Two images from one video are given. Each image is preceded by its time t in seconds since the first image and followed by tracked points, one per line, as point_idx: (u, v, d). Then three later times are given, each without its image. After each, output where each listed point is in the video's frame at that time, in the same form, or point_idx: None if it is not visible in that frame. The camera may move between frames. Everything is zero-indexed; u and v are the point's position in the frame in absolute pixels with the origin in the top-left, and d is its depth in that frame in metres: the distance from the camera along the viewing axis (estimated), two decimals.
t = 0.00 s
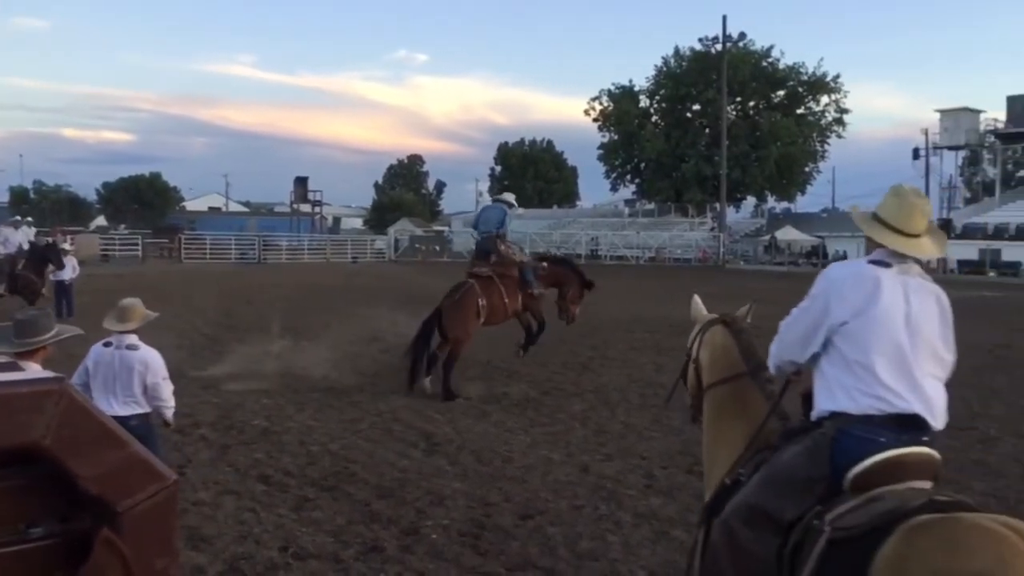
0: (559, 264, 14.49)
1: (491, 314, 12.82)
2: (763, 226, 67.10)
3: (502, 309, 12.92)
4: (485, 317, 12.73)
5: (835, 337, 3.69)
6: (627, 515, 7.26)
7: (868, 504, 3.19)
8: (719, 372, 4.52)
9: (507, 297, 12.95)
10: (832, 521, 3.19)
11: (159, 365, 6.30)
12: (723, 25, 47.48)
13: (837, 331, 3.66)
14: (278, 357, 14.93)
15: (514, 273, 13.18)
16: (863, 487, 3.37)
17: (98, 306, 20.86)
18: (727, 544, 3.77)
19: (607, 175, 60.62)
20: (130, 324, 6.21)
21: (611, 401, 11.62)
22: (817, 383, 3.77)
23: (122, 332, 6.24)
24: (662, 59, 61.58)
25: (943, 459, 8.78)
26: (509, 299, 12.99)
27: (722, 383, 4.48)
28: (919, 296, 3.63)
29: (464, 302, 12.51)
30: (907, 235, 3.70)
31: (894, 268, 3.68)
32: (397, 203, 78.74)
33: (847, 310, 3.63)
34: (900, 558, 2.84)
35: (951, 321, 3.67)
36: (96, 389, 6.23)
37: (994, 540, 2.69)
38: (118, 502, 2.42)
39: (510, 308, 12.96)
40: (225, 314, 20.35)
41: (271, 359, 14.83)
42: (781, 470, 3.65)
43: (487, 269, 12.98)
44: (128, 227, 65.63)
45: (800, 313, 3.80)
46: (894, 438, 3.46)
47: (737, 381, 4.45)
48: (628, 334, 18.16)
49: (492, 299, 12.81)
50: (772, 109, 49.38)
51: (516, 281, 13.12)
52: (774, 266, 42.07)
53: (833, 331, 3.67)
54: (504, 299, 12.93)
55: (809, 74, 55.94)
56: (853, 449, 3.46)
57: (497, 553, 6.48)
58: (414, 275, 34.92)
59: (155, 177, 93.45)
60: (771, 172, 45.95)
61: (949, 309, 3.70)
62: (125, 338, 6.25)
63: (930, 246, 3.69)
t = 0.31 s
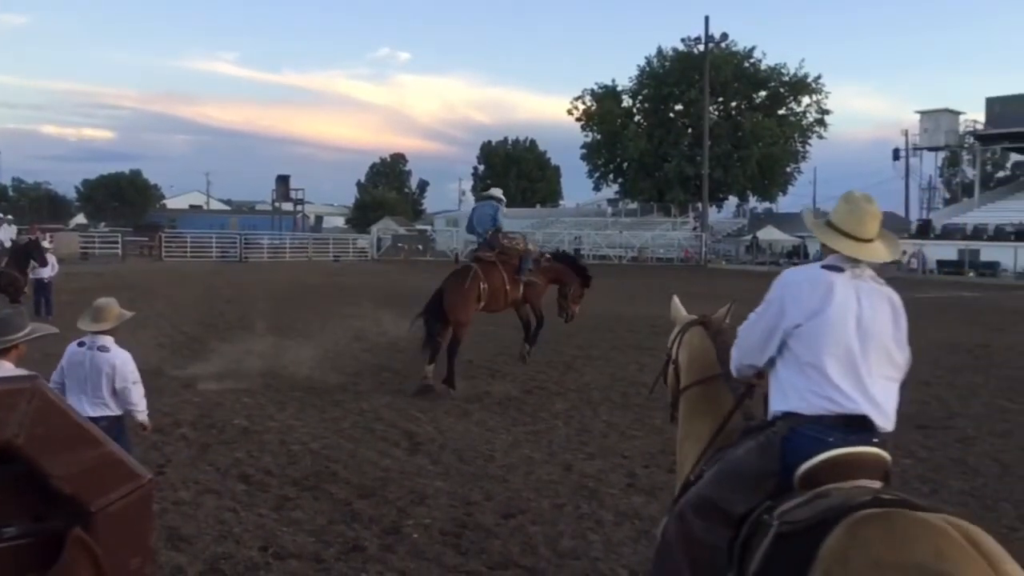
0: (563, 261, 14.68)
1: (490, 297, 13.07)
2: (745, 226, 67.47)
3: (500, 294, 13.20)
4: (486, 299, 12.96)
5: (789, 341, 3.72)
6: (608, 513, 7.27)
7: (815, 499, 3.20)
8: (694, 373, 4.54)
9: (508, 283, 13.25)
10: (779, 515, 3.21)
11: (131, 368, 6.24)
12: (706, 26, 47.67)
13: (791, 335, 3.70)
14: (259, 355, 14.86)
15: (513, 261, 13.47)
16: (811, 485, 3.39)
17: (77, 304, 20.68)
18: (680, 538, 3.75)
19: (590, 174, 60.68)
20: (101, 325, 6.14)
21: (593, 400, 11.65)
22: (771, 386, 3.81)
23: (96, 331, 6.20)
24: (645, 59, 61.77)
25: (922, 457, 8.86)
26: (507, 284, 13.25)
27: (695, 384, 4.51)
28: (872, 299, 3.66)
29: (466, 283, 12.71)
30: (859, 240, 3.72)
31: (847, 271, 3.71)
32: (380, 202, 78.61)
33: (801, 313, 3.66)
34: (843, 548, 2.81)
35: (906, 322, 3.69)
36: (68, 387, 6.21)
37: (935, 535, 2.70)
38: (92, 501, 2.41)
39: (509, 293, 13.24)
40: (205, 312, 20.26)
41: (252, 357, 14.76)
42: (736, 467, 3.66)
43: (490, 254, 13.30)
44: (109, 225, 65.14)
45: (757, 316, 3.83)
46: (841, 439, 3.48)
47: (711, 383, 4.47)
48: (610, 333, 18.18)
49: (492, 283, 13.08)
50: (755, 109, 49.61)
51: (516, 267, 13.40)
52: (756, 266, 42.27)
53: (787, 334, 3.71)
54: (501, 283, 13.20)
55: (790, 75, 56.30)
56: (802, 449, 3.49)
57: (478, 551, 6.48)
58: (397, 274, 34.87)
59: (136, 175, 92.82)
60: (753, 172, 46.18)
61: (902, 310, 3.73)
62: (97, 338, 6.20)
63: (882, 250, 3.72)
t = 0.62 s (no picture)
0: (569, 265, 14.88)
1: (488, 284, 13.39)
2: (727, 225, 67.74)
3: (498, 282, 13.53)
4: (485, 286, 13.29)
5: (744, 347, 3.77)
6: (591, 511, 7.28)
7: (766, 492, 3.23)
8: (667, 372, 4.57)
9: (510, 273, 13.64)
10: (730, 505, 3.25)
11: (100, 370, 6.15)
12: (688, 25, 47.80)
13: (745, 342, 3.75)
14: (241, 354, 14.77)
15: (516, 253, 13.77)
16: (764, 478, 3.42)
17: (55, 303, 20.46)
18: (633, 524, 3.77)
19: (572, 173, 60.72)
20: (69, 326, 6.05)
21: (575, 398, 11.66)
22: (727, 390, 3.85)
23: (67, 333, 6.14)
24: (628, 58, 61.89)
25: (902, 453, 8.93)
26: (507, 273, 13.56)
27: (667, 383, 4.55)
28: (824, 304, 3.70)
29: (467, 268, 13.07)
30: (811, 249, 3.78)
31: (801, 277, 3.76)
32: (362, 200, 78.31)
33: (754, 320, 3.71)
34: (790, 539, 2.83)
35: (857, 327, 3.74)
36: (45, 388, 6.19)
37: (872, 520, 2.78)
38: (66, 501, 2.39)
39: (507, 282, 13.56)
40: (186, 311, 20.10)
41: (232, 356, 14.66)
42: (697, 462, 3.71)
43: (494, 244, 13.70)
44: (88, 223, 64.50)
45: (714, 322, 3.88)
46: (788, 435, 3.52)
47: (683, 383, 4.52)
48: (593, 331, 18.18)
49: (492, 270, 13.41)
50: (736, 108, 49.82)
51: (518, 260, 13.71)
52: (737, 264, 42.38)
53: (741, 341, 3.76)
54: (501, 273, 13.51)
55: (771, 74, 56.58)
56: (755, 444, 3.52)
57: (461, 550, 6.48)
58: (379, 272, 34.72)
59: (115, 172, 91.97)
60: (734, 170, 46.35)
61: (855, 313, 3.78)
62: (69, 340, 6.14)
63: (834, 258, 3.77)
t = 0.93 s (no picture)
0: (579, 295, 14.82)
1: (492, 281, 13.59)
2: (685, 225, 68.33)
3: (503, 283, 13.67)
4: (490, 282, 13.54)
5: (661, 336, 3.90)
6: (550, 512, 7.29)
7: (666, 464, 3.45)
8: (610, 356, 4.62)
9: (517, 282, 13.80)
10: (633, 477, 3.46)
11: (31, 377, 5.98)
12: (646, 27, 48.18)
13: (662, 332, 3.88)
14: (197, 357, 14.57)
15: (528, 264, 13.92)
16: (667, 450, 3.61)
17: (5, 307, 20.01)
18: (558, 497, 4.00)
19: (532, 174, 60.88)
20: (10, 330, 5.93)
21: (535, 398, 11.68)
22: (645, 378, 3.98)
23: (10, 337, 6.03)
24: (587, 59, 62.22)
25: (856, 451, 9.07)
26: (514, 278, 13.69)
27: (606, 369, 4.61)
28: (735, 294, 3.83)
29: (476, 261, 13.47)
30: (725, 242, 3.91)
31: (714, 267, 3.89)
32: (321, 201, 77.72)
33: (669, 311, 3.84)
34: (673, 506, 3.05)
35: (767, 315, 3.88)
36: None
37: (746, 485, 2.99)
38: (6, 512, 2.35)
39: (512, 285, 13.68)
40: (141, 313, 19.78)
41: (187, 359, 14.46)
42: (613, 438, 3.99)
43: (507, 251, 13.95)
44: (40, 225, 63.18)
45: (634, 312, 4.00)
46: (694, 411, 3.69)
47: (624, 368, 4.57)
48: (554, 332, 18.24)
49: (499, 269, 13.65)
50: (694, 110, 50.31)
51: (528, 269, 13.85)
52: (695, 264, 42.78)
53: (657, 331, 3.89)
54: (508, 275, 13.67)
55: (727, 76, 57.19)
56: (661, 420, 3.73)
57: (419, 552, 6.45)
58: (338, 273, 34.51)
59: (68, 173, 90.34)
60: (692, 172, 46.79)
61: (766, 298, 3.91)
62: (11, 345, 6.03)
63: (745, 249, 3.91)
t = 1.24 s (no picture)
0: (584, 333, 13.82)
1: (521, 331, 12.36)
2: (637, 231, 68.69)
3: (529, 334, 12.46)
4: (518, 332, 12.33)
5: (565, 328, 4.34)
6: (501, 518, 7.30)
7: (569, 440, 3.95)
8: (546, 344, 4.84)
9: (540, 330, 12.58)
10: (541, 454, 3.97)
11: None
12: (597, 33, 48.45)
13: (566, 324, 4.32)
14: (142, 365, 14.28)
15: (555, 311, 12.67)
16: (572, 428, 4.07)
17: None
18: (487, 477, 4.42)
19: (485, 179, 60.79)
20: None
21: (487, 404, 11.67)
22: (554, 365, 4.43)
23: None
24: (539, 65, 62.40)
25: (804, 454, 9.21)
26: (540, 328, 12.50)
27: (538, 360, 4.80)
28: (630, 296, 4.26)
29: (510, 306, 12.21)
30: (630, 247, 4.33)
31: (617, 272, 4.33)
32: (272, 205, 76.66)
33: (572, 304, 4.28)
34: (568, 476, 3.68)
35: (662, 317, 4.28)
36: None
37: (619, 452, 3.62)
38: None
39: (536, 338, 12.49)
40: (83, 320, 19.29)
41: (132, 366, 14.18)
42: (528, 418, 4.43)
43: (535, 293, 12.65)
44: None
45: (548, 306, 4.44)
46: (591, 393, 4.14)
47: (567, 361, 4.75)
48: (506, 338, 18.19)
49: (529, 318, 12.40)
50: (645, 116, 50.69)
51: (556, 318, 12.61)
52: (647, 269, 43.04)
53: (561, 323, 4.34)
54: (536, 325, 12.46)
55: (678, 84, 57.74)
56: (565, 403, 4.17)
57: (369, 560, 6.41)
58: (288, 280, 34.04)
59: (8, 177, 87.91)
60: (644, 177, 47.11)
61: (663, 305, 4.31)
62: None
63: (648, 257, 4.32)
